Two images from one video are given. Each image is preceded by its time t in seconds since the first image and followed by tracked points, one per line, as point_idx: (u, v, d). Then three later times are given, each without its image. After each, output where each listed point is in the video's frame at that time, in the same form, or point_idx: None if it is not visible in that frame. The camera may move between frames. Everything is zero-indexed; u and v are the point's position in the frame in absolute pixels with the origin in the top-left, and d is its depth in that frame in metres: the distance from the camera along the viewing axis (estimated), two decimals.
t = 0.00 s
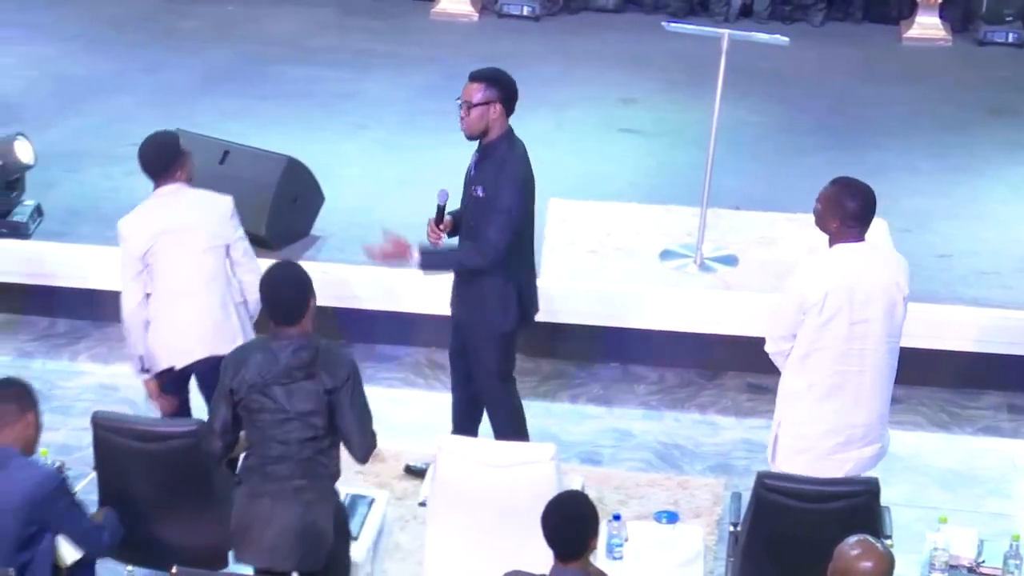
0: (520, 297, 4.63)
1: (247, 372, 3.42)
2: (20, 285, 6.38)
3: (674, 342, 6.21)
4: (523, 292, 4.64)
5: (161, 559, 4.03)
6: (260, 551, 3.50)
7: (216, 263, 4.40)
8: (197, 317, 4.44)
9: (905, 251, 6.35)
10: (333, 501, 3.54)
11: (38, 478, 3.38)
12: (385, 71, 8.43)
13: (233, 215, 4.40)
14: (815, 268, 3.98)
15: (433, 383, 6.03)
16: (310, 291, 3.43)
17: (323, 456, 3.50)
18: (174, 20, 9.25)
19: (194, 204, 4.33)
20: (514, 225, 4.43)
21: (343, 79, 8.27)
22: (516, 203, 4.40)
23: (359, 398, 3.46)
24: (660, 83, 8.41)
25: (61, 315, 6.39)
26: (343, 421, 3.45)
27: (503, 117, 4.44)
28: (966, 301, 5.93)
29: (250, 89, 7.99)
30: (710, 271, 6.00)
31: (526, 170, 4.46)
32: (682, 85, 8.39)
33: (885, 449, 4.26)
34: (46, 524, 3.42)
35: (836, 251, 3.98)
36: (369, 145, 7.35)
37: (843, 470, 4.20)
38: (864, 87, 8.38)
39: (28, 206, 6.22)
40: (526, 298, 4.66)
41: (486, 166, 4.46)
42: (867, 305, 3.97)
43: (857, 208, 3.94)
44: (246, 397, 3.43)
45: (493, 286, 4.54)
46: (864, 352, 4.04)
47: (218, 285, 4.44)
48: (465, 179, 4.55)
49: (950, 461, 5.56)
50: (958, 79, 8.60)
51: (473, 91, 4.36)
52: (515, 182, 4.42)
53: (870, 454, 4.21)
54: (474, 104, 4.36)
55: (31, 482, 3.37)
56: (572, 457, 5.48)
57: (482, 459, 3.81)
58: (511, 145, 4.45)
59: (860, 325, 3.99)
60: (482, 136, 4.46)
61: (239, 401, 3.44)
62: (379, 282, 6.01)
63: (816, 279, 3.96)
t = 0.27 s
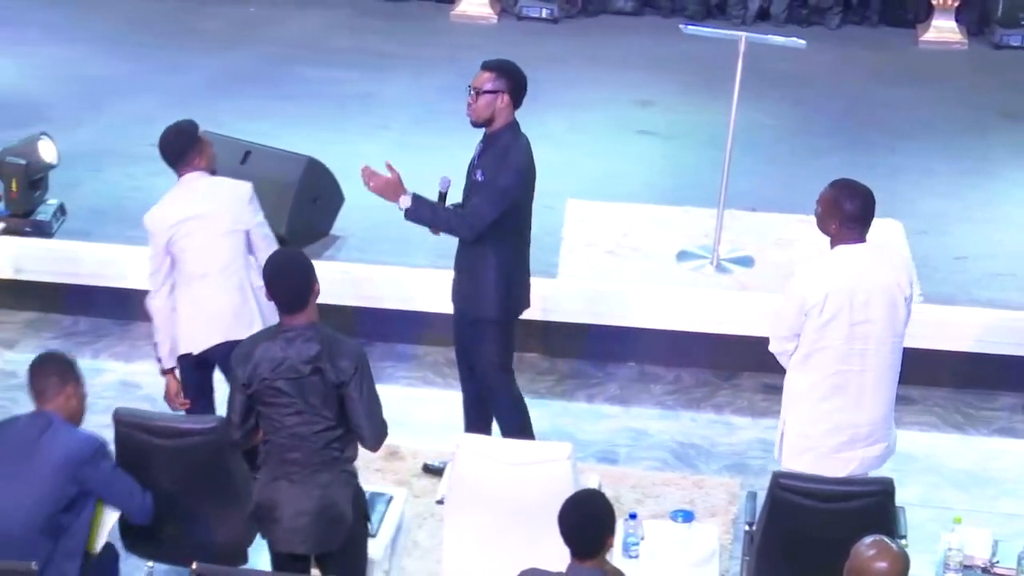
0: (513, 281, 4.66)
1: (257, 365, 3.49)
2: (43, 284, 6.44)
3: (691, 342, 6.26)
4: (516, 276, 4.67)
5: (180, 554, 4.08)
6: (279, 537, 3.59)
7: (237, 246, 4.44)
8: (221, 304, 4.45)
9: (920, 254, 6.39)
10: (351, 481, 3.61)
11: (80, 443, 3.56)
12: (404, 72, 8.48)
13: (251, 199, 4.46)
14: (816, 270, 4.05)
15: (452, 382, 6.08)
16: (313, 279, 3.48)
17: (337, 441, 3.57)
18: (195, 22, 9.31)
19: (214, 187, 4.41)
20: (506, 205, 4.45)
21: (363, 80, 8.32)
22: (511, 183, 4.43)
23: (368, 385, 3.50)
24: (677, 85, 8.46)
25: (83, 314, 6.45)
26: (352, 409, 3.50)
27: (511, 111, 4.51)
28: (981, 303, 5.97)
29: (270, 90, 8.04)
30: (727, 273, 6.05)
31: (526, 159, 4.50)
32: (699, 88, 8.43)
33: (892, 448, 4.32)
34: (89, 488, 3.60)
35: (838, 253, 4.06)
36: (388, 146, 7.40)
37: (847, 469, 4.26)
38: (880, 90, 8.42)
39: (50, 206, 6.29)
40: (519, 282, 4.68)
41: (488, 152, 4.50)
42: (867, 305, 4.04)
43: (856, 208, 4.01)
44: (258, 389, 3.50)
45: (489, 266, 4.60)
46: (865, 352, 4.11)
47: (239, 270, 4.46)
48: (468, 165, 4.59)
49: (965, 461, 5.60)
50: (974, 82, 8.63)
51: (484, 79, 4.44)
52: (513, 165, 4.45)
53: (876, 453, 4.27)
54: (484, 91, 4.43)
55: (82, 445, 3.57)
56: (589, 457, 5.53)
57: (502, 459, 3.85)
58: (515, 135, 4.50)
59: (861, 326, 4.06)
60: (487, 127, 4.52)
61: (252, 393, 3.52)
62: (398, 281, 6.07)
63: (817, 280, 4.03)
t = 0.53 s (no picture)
0: (519, 272, 4.65)
1: (267, 363, 3.51)
2: (63, 284, 6.46)
3: (709, 344, 6.25)
4: (523, 267, 4.66)
5: (196, 554, 4.08)
6: (292, 535, 3.60)
7: (264, 244, 4.44)
8: (244, 303, 4.47)
9: (939, 256, 6.38)
10: (367, 478, 3.61)
11: (104, 396, 3.61)
12: (423, 73, 8.48)
13: (283, 193, 4.45)
14: (818, 270, 4.08)
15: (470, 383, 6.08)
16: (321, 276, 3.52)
17: (351, 439, 3.56)
18: (215, 22, 9.32)
19: (242, 177, 4.40)
20: (510, 194, 4.45)
21: (382, 80, 8.33)
22: (514, 172, 4.43)
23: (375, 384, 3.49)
24: (697, 87, 8.45)
25: (103, 313, 6.46)
26: (359, 408, 3.49)
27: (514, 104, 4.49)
28: (1000, 306, 5.95)
29: (290, 90, 8.05)
30: (745, 274, 6.05)
31: (532, 149, 4.49)
32: (718, 89, 8.43)
33: (897, 453, 4.29)
34: (117, 442, 3.65)
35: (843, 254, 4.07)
36: (407, 146, 7.41)
37: (849, 472, 4.23)
38: (900, 91, 8.41)
39: (71, 205, 6.31)
40: (526, 274, 4.68)
41: (492, 144, 4.50)
42: (869, 306, 4.06)
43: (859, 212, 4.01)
44: (267, 388, 3.52)
45: (496, 258, 4.61)
46: (868, 354, 4.11)
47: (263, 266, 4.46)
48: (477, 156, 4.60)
49: (983, 464, 5.59)
50: (994, 84, 8.61)
51: (489, 71, 4.44)
52: (517, 154, 4.45)
53: (879, 456, 4.24)
54: (489, 82, 4.43)
55: (108, 400, 3.61)
56: (608, 457, 5.53)
57: (518, 459, 3.87)
58: (519, 127, 4.49)
59: (863, 328, 4.08)
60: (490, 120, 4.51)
61: (263, 391, 3.54)
62: (416, 282, 6.07)
63: (818, 280, 4.06)
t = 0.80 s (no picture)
0: (531, 272, 4.67)
1: (283, 365, 3.53)
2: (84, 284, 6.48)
3: (728, 345, 6.26)
4: (535, 268, 4.68)
5: (213, 552, 4.09)
6: (313, 535, 3.63)
7: (297, 252, 4.43)
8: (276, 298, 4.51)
9: (958, 257, 6.37)
10: (387, 477, 3.63)
11: (127, 347, 3.68)
12: (444, 73, 8.50)
13: (326, 205, 4.38)
14: (822, 271, 4.12)
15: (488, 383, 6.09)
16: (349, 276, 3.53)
17: (369, 439, 3.58)
18: (236, 22, 9.35)
19: (282, 185, 4.34)
20: (520, 187, 4.50)
21: (402, 81, 8.35)
22: (525, 166, 4.48)
23: (390, 385, 3.50)
24: (716, 88, 8.45)
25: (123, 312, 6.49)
26: (375, 408, 3.51)
27: (525, 102, 4.53)
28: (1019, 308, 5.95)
29: (310, 90, 8.07)
30: (764, 275, 6.05)
31: (541, 147, 4.55)
32: (738, 90, 8.43)
33: (905, 455, 4.31)
34: (135, 394, 3.69)
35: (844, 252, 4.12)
36: (426, 146, 7.42)
37: (855, 471, 4.26)
38: (919, 93, 8.40)
39: (93, 203, 6.31)
40: (538, 276, 4.70)
41: (502, 141, 4.55)
42: (871, 307, 4.10)
43: (866, 216, 4.05)
44: (284, 389, 3.54)
45: (508, 255, 4.63)
46: (871, 355, 4.15)
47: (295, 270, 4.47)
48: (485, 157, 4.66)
49: (1002, 467, 5.58)
50: (1014, 86, 8.60)
51: (500, 70, 4.48)
52: (526, 149, 4.51)
53: (885, 456, 4.26)
54: (499, 80, 4.47)
55: (126, 352, 3.67)
56: (625, 458, 5.54)
57: (537, 459, 3.90)
58: (529, 124, 4.55)
59: (865, 329, 4.12)
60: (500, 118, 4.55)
61: (280, 393, 3.56)
62: (435, 282, 6.08)
63: (822, 281, 4.11)
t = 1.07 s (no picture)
0: (540, 272, 4.73)
1: (311, 364, 3.55)
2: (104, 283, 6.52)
3: (744, 346, 6.27)
4: (544, 267, 4.74)
5: (232, 551, 4.13)
6: (342, 535, 3.65)
7: (323, 253, 4.49)
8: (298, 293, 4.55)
9: (974, 259, 6.38)
10: (413, 476, 3.65)
11: (143, 327, 3.70)
12: (461, 74, 8.52)
13: (351, 210, 4.42)
14: (829, 270, 4.15)
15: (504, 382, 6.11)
16: (385, 279, 3.56)
17: (398, 440, 3.61)
18: (256, 23, 9.38)
19: (314, 190, 4.38)
20: (533, 191, 4.54)
21: (419, 82, 8.37)
22: (538, 170, 4.52)
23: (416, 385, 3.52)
24: (733, 90, 8.46)
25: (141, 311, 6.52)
26: (405, 410, 3.53)
27: (535, 106, 4.57)
28: None
29: (328, 91, 8.10)
30: (780, 276, 6.06)
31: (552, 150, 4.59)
32: (754, 92, 8.44)
33: (912, 456, 4.33)
34: (151, 372, 3.72)
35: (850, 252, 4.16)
36: (443, 146, 7.44)
37: (865, 472, 4.27)
38: (935, 95, 8.41)
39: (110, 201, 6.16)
40: (547, 276, 4.76)
41: (512, 146, 4.59)
42: (877, 306, 4.12)
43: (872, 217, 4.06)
44: (312, 388, 3.56)
45: (520, 257, 4.67)
46: (878, 354, 4.17)
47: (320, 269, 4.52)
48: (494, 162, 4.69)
49: (1018, 468, 5.59)
50: None
51: (511, 76, 4.51)
52: (538, 153, 4.55)
53: (894, 457, 4.27)
54: (510, 87, 4.50)
55: (141, 330, 3.70)
56: (641, 458, 5.55)
57: (557, 458, 3.90)
58: (539, 129, 4.58)
59: (872, 328, 4.15)
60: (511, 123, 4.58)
61: (308, 392, 3.58)
62: (452, 282, 6.10)
63: (828, 280, 4.14)
